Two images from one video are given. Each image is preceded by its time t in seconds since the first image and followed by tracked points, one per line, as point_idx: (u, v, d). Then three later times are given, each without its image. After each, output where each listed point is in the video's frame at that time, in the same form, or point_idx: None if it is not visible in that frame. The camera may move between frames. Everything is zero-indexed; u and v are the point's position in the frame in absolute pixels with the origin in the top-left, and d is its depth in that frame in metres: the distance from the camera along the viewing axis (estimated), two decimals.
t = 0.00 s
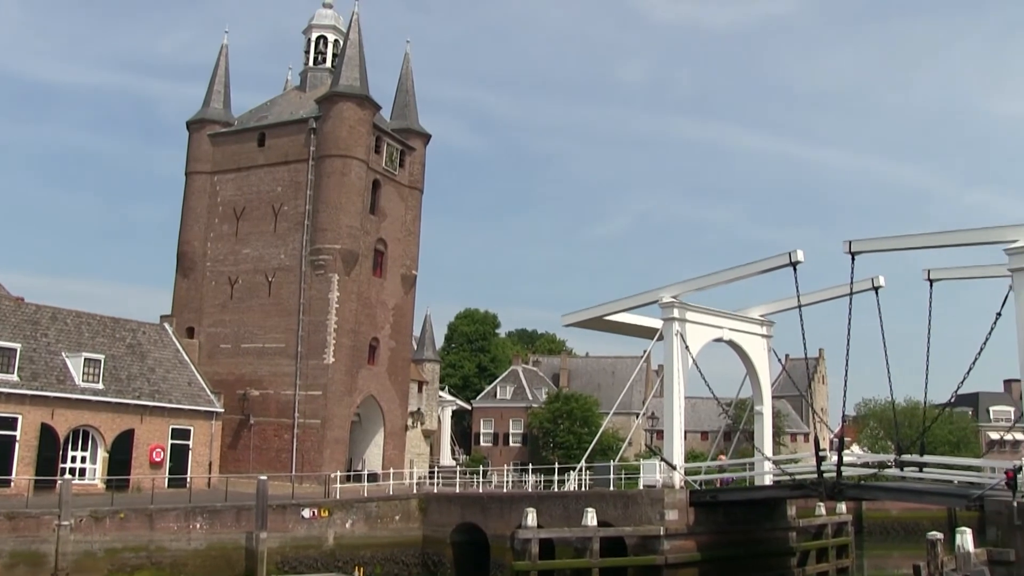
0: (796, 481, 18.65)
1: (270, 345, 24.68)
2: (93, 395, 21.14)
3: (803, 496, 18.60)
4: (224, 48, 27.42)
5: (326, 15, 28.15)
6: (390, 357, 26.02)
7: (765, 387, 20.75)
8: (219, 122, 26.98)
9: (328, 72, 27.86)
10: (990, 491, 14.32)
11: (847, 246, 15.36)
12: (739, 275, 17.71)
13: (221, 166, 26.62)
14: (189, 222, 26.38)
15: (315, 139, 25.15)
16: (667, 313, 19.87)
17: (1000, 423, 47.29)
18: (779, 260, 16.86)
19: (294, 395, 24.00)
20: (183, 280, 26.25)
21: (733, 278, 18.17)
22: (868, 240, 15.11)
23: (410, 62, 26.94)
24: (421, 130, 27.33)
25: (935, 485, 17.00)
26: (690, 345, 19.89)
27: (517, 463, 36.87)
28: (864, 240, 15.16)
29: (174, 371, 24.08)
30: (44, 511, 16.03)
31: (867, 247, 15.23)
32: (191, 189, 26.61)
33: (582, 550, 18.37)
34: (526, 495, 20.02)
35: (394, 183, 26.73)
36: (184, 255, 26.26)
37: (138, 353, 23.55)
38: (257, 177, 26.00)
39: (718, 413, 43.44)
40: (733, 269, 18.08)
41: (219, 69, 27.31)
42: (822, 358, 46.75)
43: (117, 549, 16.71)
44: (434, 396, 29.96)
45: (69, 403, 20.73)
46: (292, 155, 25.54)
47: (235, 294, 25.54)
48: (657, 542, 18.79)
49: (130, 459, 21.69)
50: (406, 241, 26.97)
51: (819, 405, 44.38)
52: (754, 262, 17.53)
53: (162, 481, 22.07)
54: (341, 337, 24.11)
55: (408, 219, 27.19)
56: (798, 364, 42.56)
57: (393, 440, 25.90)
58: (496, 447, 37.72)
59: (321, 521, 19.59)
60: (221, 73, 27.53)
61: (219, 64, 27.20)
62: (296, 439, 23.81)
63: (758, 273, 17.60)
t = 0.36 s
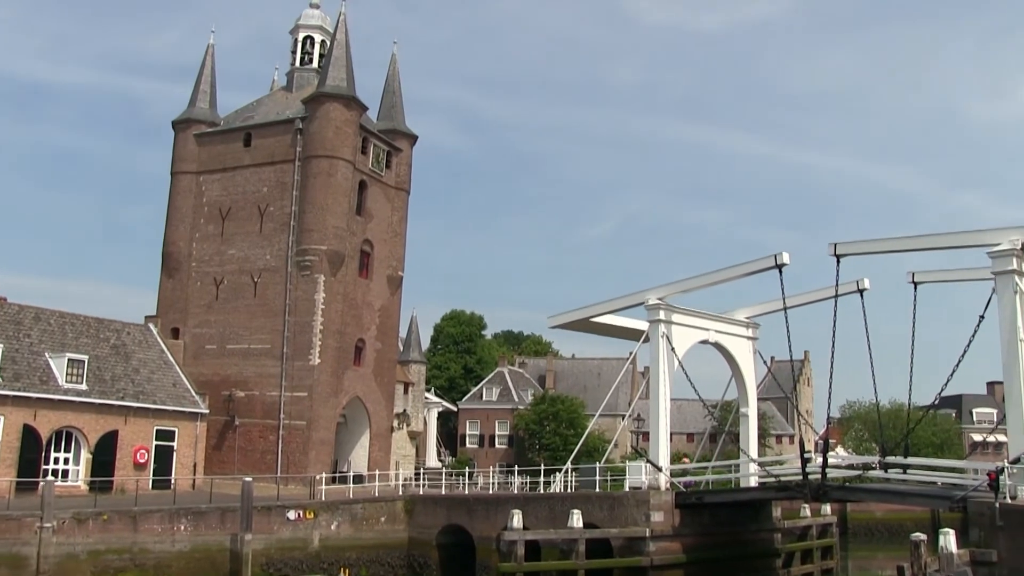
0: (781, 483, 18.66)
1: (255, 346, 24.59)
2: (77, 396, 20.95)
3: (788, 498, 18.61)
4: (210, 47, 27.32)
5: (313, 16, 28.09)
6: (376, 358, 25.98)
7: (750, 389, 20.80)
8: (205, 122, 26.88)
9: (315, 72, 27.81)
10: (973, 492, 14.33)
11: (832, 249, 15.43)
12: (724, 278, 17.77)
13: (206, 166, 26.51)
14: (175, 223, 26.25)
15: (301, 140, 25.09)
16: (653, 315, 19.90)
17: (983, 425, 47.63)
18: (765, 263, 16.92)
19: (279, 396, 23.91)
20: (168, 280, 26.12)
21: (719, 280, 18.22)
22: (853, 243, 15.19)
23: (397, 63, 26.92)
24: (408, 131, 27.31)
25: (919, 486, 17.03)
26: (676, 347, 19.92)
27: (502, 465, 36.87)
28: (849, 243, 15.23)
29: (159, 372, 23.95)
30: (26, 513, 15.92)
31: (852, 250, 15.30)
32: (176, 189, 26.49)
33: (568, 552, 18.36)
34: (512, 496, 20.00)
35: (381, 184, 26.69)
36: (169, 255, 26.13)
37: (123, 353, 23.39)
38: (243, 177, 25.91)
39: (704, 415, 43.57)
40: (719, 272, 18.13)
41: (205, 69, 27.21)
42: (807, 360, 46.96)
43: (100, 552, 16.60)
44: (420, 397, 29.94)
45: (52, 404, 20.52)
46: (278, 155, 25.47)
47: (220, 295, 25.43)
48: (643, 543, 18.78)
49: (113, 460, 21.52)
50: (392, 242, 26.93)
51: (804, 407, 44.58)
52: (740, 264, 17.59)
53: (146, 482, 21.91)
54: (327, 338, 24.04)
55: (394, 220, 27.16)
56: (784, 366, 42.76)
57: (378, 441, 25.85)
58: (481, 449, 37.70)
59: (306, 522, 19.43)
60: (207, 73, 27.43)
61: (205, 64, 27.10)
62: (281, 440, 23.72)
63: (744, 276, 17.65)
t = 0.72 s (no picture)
0: (766, 485, 18.66)
1: (241, 347, 24.48)
2: (60, 397, 20.75)
3: (774, 499, 18.63)
4: (196, 47, 27.22)
5: (300, 16, 28.03)
6: (362, 359, 25.93)
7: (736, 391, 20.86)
8: (191, 122, 26.77)
9: (302, 72, 27.75)
10: (957, 493, 14.33)
11: (818, 251, 15.49)
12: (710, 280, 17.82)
13: (192, 167, 26.40)
14: (160, 223, 26.12)
15: (287, 140, 25.02)
16: (639, 317, 19.92)
17: (966, 427, 47.96)
18: (750, 265, 16.98)
19: (265, 397, 23.82)
20: (153, 281, 25.99)
21: (705, 283, 18.28)
22: (839, 246, 15.27)
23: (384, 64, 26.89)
24: (394, 132, 27.29)
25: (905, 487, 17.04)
26: (662, 349, 19.95)
27: (488, 466, 36.86)
28: (835, 245, 15.31)
29: (143, 373, 23.81)
30: (7, 516, 15.76)
31: (837, 253, 15.38)
32: (161, 190, 26.37)
33: (554, 554, 18.36)
34: (498, 498, 19.96)
35: (367, 185, 26.64)
36: (154, 256, 25.99)
37: (107, 354, 23.23)
38: (229, 177, 25.81)
39: (690, 417, 43.71)
40: (704, 274, 18.18)
41: (191, 69, 27.11)
42: (793, 362, 47.19)
43: (83, 554, 16.47)
44: (406, 399, 29.91)
45: (34, 405, 20.30)
46: (264, 156, 25.39)
47: (206, 296, 25.32)
48: (629, 545, 18.79)
49: (97, 462, 21.37)
50: (379, 243, 26.89)
51: (789, 409, 44.80)
52: (726, 267, 17.64)
53: (130, 484, 21.73)
54: (312, 339, 23.96)
55: (381, 222, 27.12)
56: (769, 368, 42.96)
57: (364, 443, 25.80)
58: (467, 450, 37.66)
59: (291, 524, 19.16)
60: (193, 73, 27.33)
61: (191, 64, 27.00)
62: (266, 442, 23.62)
63: (730, 278, 17.72)
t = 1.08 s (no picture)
0: (752, 486, 18.71)
1: (227, 348, 24.39)
2: (43, 398, 20.55)
3: (759, 501, 18.66)
4: (183, 47, 27.12)
5: (288, 16, 27.98)
6: (348, 361, 25.89)
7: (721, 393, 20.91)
8: (177, 122, 26.68)
9: (289, 73, 27.70)
10: (940, 495, 14.33)
11: (804, 254, 15.55)
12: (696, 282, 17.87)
13: (178, 167, 26.31)
14: (145, 224, 26.01)
15: (274, 141, 24.96)
16: (625, 319, 19.94)
17: (950, 428, 48.23)
18: (736, 268, 17.04)
19: (250, 399, 23.73)
20: (138, 282, 25.87)
21: (690, 285, 18.32)
22: (824, 248, 15.35)
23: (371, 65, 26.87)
24: (381, 133, 27.28)
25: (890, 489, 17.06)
26: (648, 351, 19.97)
27: (475, 468, 36.84)
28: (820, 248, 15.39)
29: (128, 374, 23.69)
30: None
31: (823, 255, 15.45)
32: (147, 190, 26.26)
33: (540, 556, 18.32)
34: (484, 499, 19.94)
35: (354, 186, 26.60)
36: (140, 256, 25.87)
37: (91, 355, 23.06)
38: (215, 178, 25.73)
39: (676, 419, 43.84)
40: (691, 276, 18.21)
41: (177, 68, 27.02)
42: (779, 364, 47.40)
43: (66, 557, 16.33)
44: (393, 400, 29.89)
45: (17, 407, 20.08)
46: (251, 157, 25.31)
47: (192, 296, 25.22)
48: (615, 546, 18.79)
49: (80, 464, 21.22)
50: (365, 244, 26.87)
51: (775, 411, 44.98)
52: (712, 269, 17.68)
53: (115, 486, 21.57)
54: (299, 340, 23.90)
55: (367, 223, 27.10)
56: (755, 370, 43.15)
57: (350, 445, 25.76)
58: (454, 452, 37.64)
59: (277, 526, 19.11)
60: (180, 73, 27.24)
61: (178, 64, 26.90)
62: (252, 443, 23.54)
63: (715, 281, 17.77)
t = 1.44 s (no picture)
0: (739, 488, 18.69)
1: (213, 349, 24.29)
2: (26, 400, 20.36)
3: (746, 503, 18.68)
4: (170, 46, 27.02)
5: (276, 17, 27.94)
6: (335, 362, 25.83)
7: (708, 395, 20.93)
8: (164, 122, 26.57)
9: (277, 74, 27.63)
10: (925, 496, 14.37)
11: (791, 256, 15.60)
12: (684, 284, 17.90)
13: (164, 167, 26.21)
14: (131, 224, 25.89)
15: (261, 142, 24.89)
16: (613, 321, 19.94)
17: (936, 430, 48.46)
18: (724, 270, 17.08)
19: (237, 400, 23.62)
20: (124, 282, 25.75)
21: (678, 287, 18.35)
22: (811, 251, 15.40)
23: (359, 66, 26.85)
24: (369, 135, 27.26)
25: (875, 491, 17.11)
26: (635, 353, 19.97)
27: (461, 470, 36.80)
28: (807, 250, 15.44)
29: (113, 375, 23.55)
30: None
31: (810, 258, 15.50)
32: (133, 190, 26.14)
33: (527, 557, 18.27)
34: (471, 501, 19.90)
35: (341, 187, 26.56)
36: (125, 257, 25.74)
37: (75, 356, 22.89)
38: (202, 178, 25.64)
39: (663, 421, 43.92)
40: (678, 278, 18.24)
41: (164, 68, 26.91)
42: (766, 367, 47.55)
43: (49, 560, 16.12)
44: (379, 401, 29.85)
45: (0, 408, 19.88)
46: (238, 157, 25.23)
47: (178, 297, 25.11)
48: (602, 548, 18.78)
49: (64, 466, 21.05)
50: (352, 246, 26.83)
51: (762, 413, 45.12)
52: (699, 271, 17.72)
53: (98, 488, 21.39)
54: (285, 342, 23.81)
55: (355, 224, 27.06)
56: (742, 372, 43.30)
57: (337, 446, 25.70)
58: (441, 454, 37.59)
59: (263, 528, 18.96)
60: (167, 73, 27.13)
61: (165, 64, 26.80)
62: (238, 445, 23.44)
63: (702, 282, 17.80)
